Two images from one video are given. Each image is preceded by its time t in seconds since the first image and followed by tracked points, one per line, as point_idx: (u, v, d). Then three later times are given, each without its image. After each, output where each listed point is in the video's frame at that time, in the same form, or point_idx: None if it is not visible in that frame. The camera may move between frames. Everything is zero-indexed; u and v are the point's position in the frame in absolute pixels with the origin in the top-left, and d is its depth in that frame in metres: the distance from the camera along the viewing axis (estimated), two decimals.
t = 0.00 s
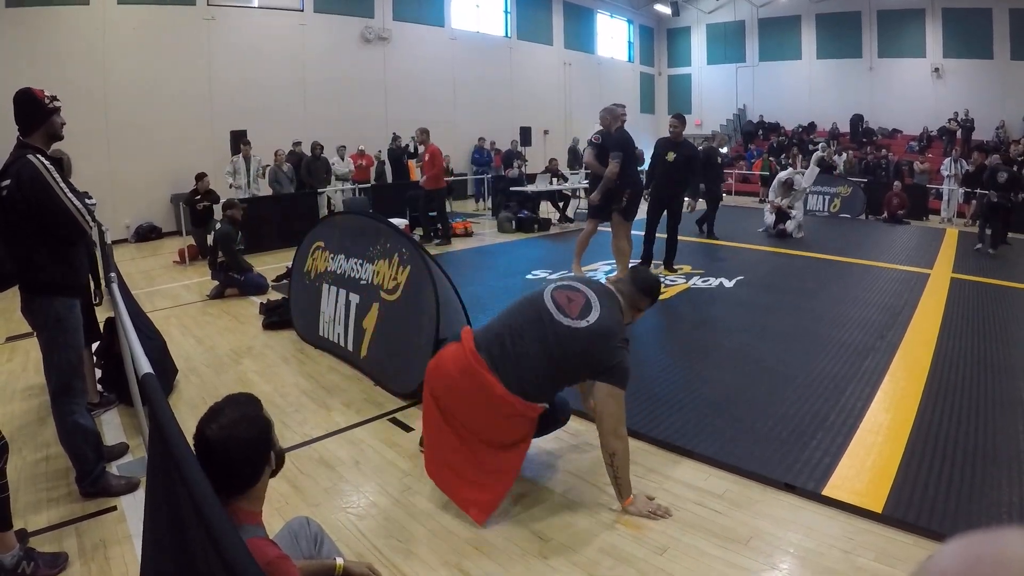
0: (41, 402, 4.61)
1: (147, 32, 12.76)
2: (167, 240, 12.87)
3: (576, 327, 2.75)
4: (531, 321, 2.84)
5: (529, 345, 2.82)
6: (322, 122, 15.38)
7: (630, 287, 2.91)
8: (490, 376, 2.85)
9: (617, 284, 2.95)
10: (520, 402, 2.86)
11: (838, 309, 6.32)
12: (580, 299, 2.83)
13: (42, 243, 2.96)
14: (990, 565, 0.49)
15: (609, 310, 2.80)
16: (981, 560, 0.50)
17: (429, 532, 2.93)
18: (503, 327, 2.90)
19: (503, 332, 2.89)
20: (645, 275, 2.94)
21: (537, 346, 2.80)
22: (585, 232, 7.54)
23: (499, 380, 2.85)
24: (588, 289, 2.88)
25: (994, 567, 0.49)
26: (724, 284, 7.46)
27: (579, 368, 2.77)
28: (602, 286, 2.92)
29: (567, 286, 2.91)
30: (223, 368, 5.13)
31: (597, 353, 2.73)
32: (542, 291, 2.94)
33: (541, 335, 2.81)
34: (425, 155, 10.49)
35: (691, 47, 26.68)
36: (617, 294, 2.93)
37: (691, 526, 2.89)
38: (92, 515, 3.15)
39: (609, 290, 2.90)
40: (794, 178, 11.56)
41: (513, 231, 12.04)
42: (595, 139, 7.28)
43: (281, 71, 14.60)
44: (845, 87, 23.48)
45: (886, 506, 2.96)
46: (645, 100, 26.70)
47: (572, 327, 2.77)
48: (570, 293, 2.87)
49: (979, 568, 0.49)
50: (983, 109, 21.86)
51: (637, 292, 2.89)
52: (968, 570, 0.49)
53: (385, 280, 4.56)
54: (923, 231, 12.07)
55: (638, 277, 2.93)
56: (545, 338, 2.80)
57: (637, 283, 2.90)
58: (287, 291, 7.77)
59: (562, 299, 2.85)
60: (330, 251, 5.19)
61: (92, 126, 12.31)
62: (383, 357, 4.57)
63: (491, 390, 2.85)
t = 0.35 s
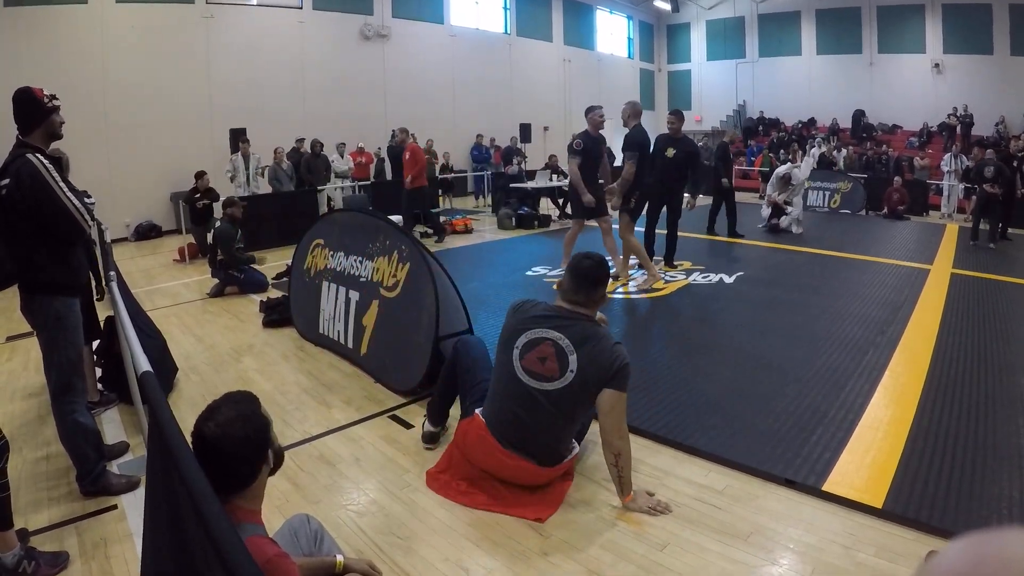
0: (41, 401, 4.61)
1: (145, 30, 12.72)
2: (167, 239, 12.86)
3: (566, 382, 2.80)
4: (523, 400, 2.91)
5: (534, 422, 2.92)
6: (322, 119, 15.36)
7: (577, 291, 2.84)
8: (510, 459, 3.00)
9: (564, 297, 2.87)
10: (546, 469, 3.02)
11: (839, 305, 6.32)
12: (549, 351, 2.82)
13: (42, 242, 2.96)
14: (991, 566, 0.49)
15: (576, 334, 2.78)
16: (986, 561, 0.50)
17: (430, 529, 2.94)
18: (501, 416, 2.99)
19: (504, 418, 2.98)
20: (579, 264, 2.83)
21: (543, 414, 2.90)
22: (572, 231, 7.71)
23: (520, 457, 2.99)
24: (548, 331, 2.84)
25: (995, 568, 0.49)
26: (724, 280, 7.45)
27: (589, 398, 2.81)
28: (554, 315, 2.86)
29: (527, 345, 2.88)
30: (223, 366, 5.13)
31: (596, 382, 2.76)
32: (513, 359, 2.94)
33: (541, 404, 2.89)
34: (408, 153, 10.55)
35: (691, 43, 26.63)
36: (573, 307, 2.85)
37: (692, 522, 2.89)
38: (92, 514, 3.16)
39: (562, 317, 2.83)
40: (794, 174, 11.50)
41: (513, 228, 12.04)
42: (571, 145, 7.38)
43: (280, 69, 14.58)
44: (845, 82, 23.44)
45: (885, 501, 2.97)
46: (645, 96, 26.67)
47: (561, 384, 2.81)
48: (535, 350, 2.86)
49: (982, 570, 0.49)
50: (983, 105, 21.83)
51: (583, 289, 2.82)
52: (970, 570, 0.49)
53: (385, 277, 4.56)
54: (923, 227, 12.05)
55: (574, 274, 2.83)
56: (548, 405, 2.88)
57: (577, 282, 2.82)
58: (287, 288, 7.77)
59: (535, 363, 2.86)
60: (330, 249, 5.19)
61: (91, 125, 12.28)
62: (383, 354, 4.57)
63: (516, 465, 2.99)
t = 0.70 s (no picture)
0: (39, 396, 4.60)
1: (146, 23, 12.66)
2: (166, 233, 12.82)
3: (565, 398, 2.76)
4: (520, 416, 2.89)
5: (532, 436, 2.91)
6: (321, 115, 15.33)
7: (564, 304, 2.77)
8: (505, 466, 3.02)
9: (552, 311, 2.80)
10: (541, 475, 3.04)
11: (838, 304, 6.33)
12: (544, 369, 2.78)
13: (40, 237, 2.95)
14: (995, 564, 0.49)
15: (569, 348, 2.74)
16: (989, 560, 0.49)
17: (428, 525, 2.94)
18: (496, 428, 2.97)
19: (500, 430, 2.97)
20: (563, 275, 2.76)
21: (543, 428, 2.88)
22: (562, 232, 8.22)
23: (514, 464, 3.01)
24: (541, 348, 2.79)
25: (999, 568, 0.48)
26: (723, 278, 7.45)
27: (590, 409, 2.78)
28: (546, 331, 2.81)
29: (520, 364, 2.83)
30: (221, 361, 5.13)
31: (597, 394, 2.72)
32: (506, 379, 2.90)
33: (539, 419, 2.85)
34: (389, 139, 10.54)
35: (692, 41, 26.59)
36: (563, 320, 2.80)
37: (691, 520, 2.89)
38: (90, 508, 3.16)
39: (555, 332, 2.77)
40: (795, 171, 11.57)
41: (513, 225, 12.03)
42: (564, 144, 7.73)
43: (281, 64, 14.56)
44: (845, 82, 23.43)
45: (884, 500, 2.97)
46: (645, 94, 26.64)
47: (558, 398, 2.77)
48: (529, 369, 2.82)
49: (984, 566, 0.49)
50: (982, 105, 21.84)
51: (570, 300, 2.75)
52: (973, 569, 0.49)
53: (384, 273, 4.57)
54: (923, 227, 12.05)
55: (558, 285, 2.76)
56: (547, 420, 2.85)
57: (562, 294, 2.75)
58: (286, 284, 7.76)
59: (531, 381, 2.82)
60: (329, 244, 5.19)
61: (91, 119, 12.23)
62: (382, 349, 4.58)
63: (509, 470, 3.01)
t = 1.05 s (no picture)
0: (37, 391, 4.60)
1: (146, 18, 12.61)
2: (166, 229, 12.81)
3: (581, 410, 2.75)
4: (528, 429, 2.85)
5: (539, 445, 2.86)
6: (321, 111, 15.31)
7: (581, 318, 2.72)
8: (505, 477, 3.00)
9: (567, 324, 2.74)
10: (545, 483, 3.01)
11: (838, 304, 6.34)
12: (560, 383, 2.73)
13: (39, 231, 2.94)
14: (997, 565, 0.49)
15: (588, 362, 2.69)
16: (987, 560, 0.49)
17: (426, 522, 2.94)
18: (497, 439, 2.95)
19: (501, 441, 2.94)
20: (581, 289, 2.70)
21: (547, 436, 2.84)
22: (545, 228, 8.34)
23: (517, 478, 2.98)
24: (556, 361, 2.73)
25: (1000, 568, 0.48)
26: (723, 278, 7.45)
27: (600, 416, 2.78)
28: (561, 344, 2.74)
29: (535, 377, 2.76)
30: (220, 357, 5.12)
31: (611, 402, 2.73)
32: (518, 391, 2.83)
33: (544, 431, 2.83)
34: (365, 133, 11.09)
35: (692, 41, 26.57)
36: (578, 333, 2.74)
37: (689, 519, 2.90)
38: (88, 504, 3.15)
39: (571, 346, 2.72)
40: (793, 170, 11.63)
41: (512, 223, 12.03)
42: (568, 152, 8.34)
43: (281, 60, 14.53)
44: (845, 83, 23.43)
45: (882, 500, 2.98)
46: (645, 93, 26.61)
47: (571, 409, 2.75)
48: (544, 383, 2.76)
49: (983, 568, 0.48)
50: (981, 107, 21.85)
51: (588, 314, 2.70)
52: (972, 569, 0.49)
53: (384, 270, 4.56)
54: (922, 228, 12.05)
55: (576, 299, 2.70)
56: (556, 432, 2.82)
57: (582, 308, 2.69)
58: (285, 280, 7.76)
59: (546, 395, 2.77)
60: (329, 241, 5.19)
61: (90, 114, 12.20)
62: (382, 346, 4.57)
63: (511, 482, 2.99)
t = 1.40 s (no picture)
0: (39, 389, 4.60)
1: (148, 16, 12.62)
2: (168, 227, 12.82)
3: (549, 400, 2.76)
4: (503, 419, 2.90)
5: (522, 438, 2.90)
6: (322, 110, 15.31)
7: (556, 308, 2.78)
8: (492, 476, 3.06)
9: (543, 314, 2.81)
10: (529, 483, 3.03)
11: (838, 304, 6.34)
12: (530, 370, 2.77)
13: (41, 229, 2.94)
14: (995, 564, 0.49)
15: (557, 351, 2.73)
16: (985, 558, 0.49)
17: (427, 522, 2.95)
18: (481, 437, 3.02)
19: (485, 440, 3.01)
20: (558, 281, 2.79)
21: (526, 430, 2.88)
22: (544, 228, 8.32)
23: (499, 476, 3.04)
24: (527, 348, 2.78)
25: (995, 566, 0.49)
26: (724, 278, 7.45)
27: (575, 411, 2.76)
28: (534, 332, 2.80)
29: (508, 363, 2.83)
30: (222, 356, 5.13)
31: (583, 399, 2.73)
32: (493, 377, 2.89)
33: (518, 424, 2.88)
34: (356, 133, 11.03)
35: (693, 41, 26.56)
36: (552, 323, 2.80)
37: (689, 520, 2.90)
38: (89, 501, 3.16)
39: (543, 333, 2.77)
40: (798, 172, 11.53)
41: (514, 223, 12.04)
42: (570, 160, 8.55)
43: (283, 59, 14.54)
44: (847, 83, 23.40)
45: (883, 501, 2.98)
46: (646, 93, 26.61)
47: (541, 401, 2.77)
48: (515, 368, 2.81)
49: (979, 569, 0.48)
50: (982, 107, 21.82)
51: (564, 305, 2.76)
52: (969, 569, 0.49)
53: (386, 270, 4.56)
54: (924, 228, 12.04)
55: (554, 289, 2.78)
56: (530, 425, 2.85)
57: (560, 298, 2.77)
58: (286, 279, 7.76)
59: (516, 381, 2.81)
60: (331, 240, 5.19)
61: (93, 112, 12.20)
62: (383, 345, 4.57)
63: (493, 480, 3.05)
